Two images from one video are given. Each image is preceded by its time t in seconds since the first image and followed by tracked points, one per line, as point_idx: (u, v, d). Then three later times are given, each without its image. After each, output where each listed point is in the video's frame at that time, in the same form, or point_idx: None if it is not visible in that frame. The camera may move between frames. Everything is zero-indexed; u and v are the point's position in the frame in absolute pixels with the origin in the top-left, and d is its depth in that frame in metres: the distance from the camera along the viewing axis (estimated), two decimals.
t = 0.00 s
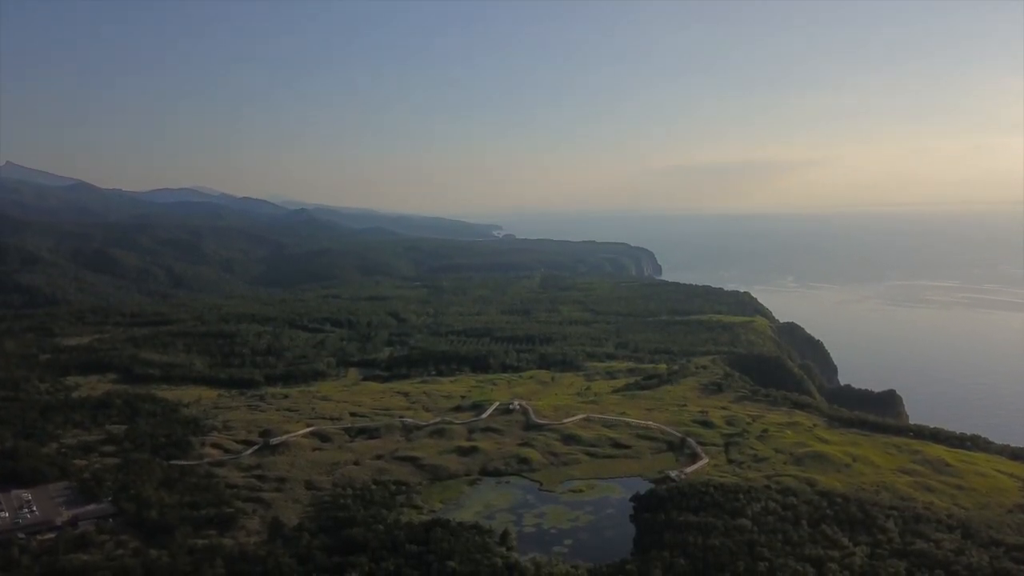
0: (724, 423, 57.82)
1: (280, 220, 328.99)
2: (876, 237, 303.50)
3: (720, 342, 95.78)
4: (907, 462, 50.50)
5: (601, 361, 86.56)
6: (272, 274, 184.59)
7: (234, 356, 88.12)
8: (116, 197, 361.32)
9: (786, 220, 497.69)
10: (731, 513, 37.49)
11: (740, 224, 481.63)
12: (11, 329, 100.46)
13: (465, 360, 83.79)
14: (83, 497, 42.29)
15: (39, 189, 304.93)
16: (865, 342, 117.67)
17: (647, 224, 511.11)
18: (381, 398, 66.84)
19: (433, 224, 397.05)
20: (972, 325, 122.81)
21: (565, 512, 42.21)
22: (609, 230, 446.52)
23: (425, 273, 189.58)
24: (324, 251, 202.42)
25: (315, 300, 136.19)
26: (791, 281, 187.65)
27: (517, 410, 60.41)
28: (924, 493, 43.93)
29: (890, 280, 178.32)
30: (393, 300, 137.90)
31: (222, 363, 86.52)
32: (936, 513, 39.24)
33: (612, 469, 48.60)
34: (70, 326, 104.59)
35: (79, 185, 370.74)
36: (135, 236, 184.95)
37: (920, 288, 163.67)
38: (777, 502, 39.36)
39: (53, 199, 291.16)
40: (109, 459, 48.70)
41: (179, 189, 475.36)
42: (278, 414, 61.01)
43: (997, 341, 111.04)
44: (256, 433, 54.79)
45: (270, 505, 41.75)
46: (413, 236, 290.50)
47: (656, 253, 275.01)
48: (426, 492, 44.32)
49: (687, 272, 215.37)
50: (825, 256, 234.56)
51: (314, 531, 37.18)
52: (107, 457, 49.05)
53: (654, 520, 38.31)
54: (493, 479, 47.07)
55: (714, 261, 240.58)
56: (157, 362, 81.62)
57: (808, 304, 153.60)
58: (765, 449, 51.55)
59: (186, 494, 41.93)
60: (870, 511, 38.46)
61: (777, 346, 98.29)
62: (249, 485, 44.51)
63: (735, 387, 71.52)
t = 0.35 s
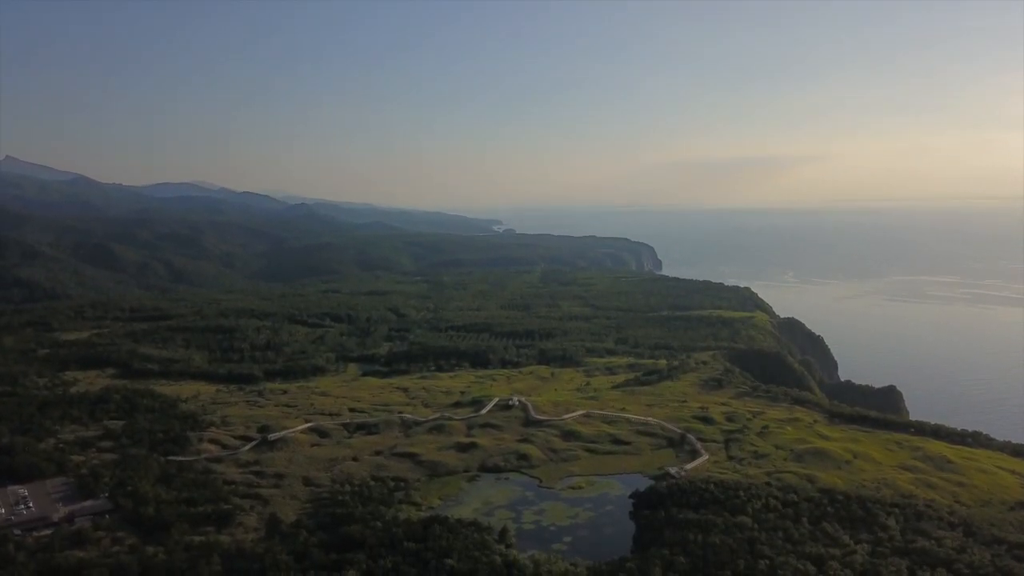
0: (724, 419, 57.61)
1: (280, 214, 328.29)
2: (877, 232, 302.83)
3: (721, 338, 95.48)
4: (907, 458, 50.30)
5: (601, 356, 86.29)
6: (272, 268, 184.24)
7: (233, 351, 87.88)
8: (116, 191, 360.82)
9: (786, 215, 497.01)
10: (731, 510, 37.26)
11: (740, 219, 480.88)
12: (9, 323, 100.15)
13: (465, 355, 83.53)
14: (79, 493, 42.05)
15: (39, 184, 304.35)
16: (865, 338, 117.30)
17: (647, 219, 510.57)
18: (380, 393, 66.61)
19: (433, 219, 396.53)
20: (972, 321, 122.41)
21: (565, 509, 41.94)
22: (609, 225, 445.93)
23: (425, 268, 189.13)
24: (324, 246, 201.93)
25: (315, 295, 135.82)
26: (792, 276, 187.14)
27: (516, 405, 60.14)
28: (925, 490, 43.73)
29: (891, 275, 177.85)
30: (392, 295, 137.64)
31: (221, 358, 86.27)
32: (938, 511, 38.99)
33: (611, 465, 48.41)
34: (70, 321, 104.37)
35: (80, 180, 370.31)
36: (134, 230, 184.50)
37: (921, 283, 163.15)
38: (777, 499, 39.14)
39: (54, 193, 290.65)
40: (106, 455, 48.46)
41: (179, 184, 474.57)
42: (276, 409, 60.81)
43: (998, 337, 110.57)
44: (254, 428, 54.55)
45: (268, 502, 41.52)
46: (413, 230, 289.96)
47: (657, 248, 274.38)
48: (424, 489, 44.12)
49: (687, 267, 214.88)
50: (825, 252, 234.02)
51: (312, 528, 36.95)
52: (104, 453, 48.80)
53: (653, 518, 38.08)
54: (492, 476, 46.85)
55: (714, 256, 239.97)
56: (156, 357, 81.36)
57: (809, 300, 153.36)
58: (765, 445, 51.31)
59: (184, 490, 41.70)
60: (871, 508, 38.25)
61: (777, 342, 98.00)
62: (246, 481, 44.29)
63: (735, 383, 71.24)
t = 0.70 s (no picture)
0: (725, 416, 57.39)
1: (280, 210, 327.93)
2: (877, 227, 302.16)
3: (721, 334, 95.25)
4: (908, 455, 50.07)
5: (601, 352, 86.10)
6: (271, 264, 184.00)
7: (232, 347, 87.64)
8: (116, 186, 360.37)
9: (786, 211, 496.25)
10: (731, 507, 37.06)
11: (741, 215, 479.60)
12: (8, 318, 99.95)
13: (464, 351, 83.31)
14: (77, 490, 41.86)
15: (38, 178, 303.81)
16: (865, 333, 116.99)
17: (647, 214, 510.18)
18: (379, 389, 66.39)
19: (433, 214, 396.04)
20: (973, 317, 122.10)
21: (565, 506, 41.73)
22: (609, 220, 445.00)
23: (425, 264, 188.78)
24: (324, 241, 201.60)
25: (314, 290, 135.58)
26: (792, 272, 186.72)
27: (516, 402, 59.93)
28: (926, 487, 43.54)
29: (892, 271, 177.43)
30: (392, 290, 137.39)
31: (220, 353, 86.05)
32: (939, 508, 38.78)
33: (611, 462, 48.21)
34: (68, 316, 104.13)
35: (80, 175, 369.99)
36: (134, 225, 184.21)
37: (922, 279, 162.78)
38: (778, 496, 38.93)
39: (53, 188, 290.23)
40: (103, 451, 48.29)
41: (179, 179, 473.92)
42: (275, 405, 60.58)
43: (998, 333, 110.27)
44: (253, 425, 54.35)
45: (266, 499, 41.33)
46: (413, 226, 289.42)
47: (657, 243, 273.89)
48: (423, 486, 43.89)
49: (687, 263, 214.51)
50: (826, 247, 233.53)
51: (310, 525, 36.73)
52: (102, 450, 48.60)
53: (653, 515, 37.86)
54: (491, 473, 46.61)
55: (714, 251, 239.60)
56: (155, 353, 81.13)
57: (809, 295, 153.05)
58: (766, 442, 51.08)
59: (181, 487, 41.51)
60: (872, 506, 38.05)
61: (777, 338, 97.79)
62: (244, 478, 44.10)
63: (735, 379, 71.04)
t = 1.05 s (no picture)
0: (725, 412, 57.13)
1: (280, 204, 327.42)
2: (877, 222, 301.56)
3: (722, 329, 94.94)
4: (909, 452, 49.85)
5: (601, 348, 85.84)
6: (271, 259, 183.65)
7: (231, 342, 87.41)
8: (115, 180, 359.69)
9: (786, 206, 495.40)
10: (732, 505, 36.82)
11: (741, 210, 479.00)
12: (7, 313, 99.66)
13: (464, 347, 83.04)
14: (74, 486, 41.65)
15: (38, 173, 303.12)
16: (866, 329, 116.64)
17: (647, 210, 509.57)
18: (378, 385, 66.15)
19: (434, 209, 395.48)
20: (974, 312, 121.81)
21: (564, 503, 41.52)
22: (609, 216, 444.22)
23: (424, 259, 188.42)
24: (323, 236, 201.18)
25: (314, 285, 135.30)
26: (792, 268, 186.34)
27: (515, 398, 59.69)
28: (927, 484, 43.32)
29: (892, 266, 177.01)
30: (392, 285, 137.11)
31: (219, 349, 85.80)
32: (941, 506, 38.54)
33: (611, 459, 47.98)
34: (67, 311, 103.90)
35: (80, 170, 369.36)
36: (134, 220, 183.80)
37: (922, 275, 162.39)
38: (778, 493, 38.68)
39: (53, 183, 289.60)
40: (101, 447, 48.08)
41: (179, 174, 473.22)
42: (273, 401, 60.34)
43: (999, 328, 110.01)
44: (251, 421, 54.12)
45: (264, 495, 41.14)
46: (413, 221, 288.88)
47: (657, 238, 273.36)
48: (421, 483, 43.68)
49: (687, 258, 214.14)
50: (826, 243, 233.03)
51: (308, 522, 36.54)
52: (99, 446, 48.40)
53: (653, 512, 37.64)
54: (490, 469, 46.40)
55: (715, 247, 239.18)
56: (153, 348, 80.86)
57: (810, 290, 152.73)
58: (766, 439, 50.85)
59: (178, 483, 41.31)
60: (873, 503, 37.82)
61: (778, 334, 97.51)
62: (242, 474, 43.89)
63: (736, 375, 70.78)
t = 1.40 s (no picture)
0: (725, 408, 56.93)
1: (280, 199, 326.80)
2: (878, 217, 300.99)
3: (722, 325, 94.65)
4: (910, 448, 49.60)
5: (601, 343, 85.63)
6: (271, 253, 183.28)
7: (230, 337, 87.18)
8: (115, 175, 358.91)
9: (787, 202, 494.15)
10: (732, 502, 36.56)
11: (741, 205, 478.12)
12: (6, 308, 99.34)
13: (464, 342, 82.80)
14: (70, 482, 41.45)
15: (38, 168, 302.36)
16: (867, 324, 116.34)
17: (648, 205, 508.65)
18: (377, 380, 65.98)
19: (434, 204, 394.52)
20: (974, 307, 121.45)
21: (563, 500, 41.28)
22: (610, 211, 443.23)
23: (424, 254, 188.04)
24: (323, 231, 200.71)
25: (314, 280, 135.00)
26: (792, 262, 185.87)
27: (514, 393, 59.48)
28: (929, 481, 43.08)
29: (893, 261, 176.56)
30: (392, 281, 136.84)
31: (218, 344, 85.58)
32: (943, 503, 38.31)
33: (611, 455, 47.77)
34: (66, 306, 103.61)
35: (79, 163, 368.34)
36: (133, 215, 183.25)
37: (923, 270, 161.98)
38: (779, 490, 38.44)
39: (53, 177, 288.90)
40: (98, 443, 47.87)
41: (179, 168, 472.25)
42: (271, 396, 60.13)
43: (999, 323, 109.81)
44: (249, 416, 53.94)
45: (261, 492, 40.94)
46: (413, 216, 288.29)
47: (658, 233, 272.74)
48: (420, 479, 43.45)
49: (688, 253, 213.68)
50: (826, 237, 232.41)
51: (306, 519, 36.32)
52: (97, 441, 48.19)
53: (653, 509, 37.42)
54: (489, 465, 46.18)
55: (715, 241, 238.64)
56: (152, 343, 80.64)
57: (810, 286, 152.32)
58: (767, 435, 50.64)
59: (175, 479, 41.11)
60: (874, 500, 37.59)
61: (778, 329, 97.28)
62: (239, 470, 43.69)
63: (736, 370, 70.57)
